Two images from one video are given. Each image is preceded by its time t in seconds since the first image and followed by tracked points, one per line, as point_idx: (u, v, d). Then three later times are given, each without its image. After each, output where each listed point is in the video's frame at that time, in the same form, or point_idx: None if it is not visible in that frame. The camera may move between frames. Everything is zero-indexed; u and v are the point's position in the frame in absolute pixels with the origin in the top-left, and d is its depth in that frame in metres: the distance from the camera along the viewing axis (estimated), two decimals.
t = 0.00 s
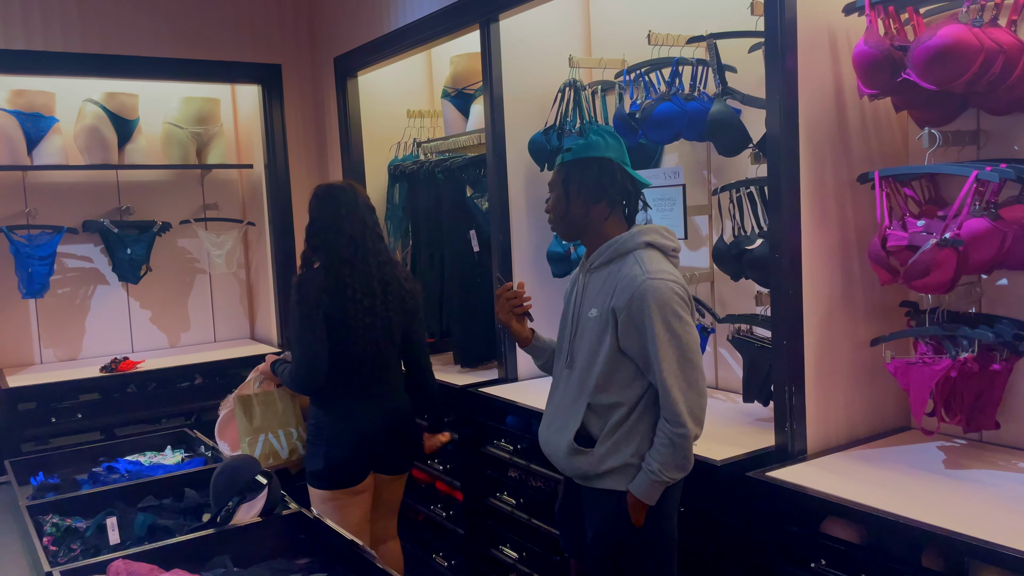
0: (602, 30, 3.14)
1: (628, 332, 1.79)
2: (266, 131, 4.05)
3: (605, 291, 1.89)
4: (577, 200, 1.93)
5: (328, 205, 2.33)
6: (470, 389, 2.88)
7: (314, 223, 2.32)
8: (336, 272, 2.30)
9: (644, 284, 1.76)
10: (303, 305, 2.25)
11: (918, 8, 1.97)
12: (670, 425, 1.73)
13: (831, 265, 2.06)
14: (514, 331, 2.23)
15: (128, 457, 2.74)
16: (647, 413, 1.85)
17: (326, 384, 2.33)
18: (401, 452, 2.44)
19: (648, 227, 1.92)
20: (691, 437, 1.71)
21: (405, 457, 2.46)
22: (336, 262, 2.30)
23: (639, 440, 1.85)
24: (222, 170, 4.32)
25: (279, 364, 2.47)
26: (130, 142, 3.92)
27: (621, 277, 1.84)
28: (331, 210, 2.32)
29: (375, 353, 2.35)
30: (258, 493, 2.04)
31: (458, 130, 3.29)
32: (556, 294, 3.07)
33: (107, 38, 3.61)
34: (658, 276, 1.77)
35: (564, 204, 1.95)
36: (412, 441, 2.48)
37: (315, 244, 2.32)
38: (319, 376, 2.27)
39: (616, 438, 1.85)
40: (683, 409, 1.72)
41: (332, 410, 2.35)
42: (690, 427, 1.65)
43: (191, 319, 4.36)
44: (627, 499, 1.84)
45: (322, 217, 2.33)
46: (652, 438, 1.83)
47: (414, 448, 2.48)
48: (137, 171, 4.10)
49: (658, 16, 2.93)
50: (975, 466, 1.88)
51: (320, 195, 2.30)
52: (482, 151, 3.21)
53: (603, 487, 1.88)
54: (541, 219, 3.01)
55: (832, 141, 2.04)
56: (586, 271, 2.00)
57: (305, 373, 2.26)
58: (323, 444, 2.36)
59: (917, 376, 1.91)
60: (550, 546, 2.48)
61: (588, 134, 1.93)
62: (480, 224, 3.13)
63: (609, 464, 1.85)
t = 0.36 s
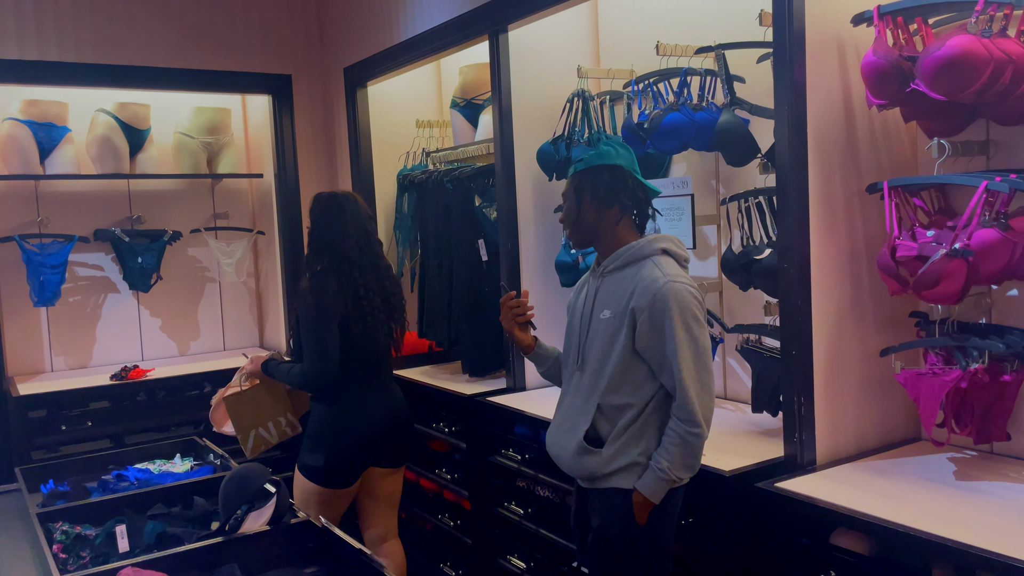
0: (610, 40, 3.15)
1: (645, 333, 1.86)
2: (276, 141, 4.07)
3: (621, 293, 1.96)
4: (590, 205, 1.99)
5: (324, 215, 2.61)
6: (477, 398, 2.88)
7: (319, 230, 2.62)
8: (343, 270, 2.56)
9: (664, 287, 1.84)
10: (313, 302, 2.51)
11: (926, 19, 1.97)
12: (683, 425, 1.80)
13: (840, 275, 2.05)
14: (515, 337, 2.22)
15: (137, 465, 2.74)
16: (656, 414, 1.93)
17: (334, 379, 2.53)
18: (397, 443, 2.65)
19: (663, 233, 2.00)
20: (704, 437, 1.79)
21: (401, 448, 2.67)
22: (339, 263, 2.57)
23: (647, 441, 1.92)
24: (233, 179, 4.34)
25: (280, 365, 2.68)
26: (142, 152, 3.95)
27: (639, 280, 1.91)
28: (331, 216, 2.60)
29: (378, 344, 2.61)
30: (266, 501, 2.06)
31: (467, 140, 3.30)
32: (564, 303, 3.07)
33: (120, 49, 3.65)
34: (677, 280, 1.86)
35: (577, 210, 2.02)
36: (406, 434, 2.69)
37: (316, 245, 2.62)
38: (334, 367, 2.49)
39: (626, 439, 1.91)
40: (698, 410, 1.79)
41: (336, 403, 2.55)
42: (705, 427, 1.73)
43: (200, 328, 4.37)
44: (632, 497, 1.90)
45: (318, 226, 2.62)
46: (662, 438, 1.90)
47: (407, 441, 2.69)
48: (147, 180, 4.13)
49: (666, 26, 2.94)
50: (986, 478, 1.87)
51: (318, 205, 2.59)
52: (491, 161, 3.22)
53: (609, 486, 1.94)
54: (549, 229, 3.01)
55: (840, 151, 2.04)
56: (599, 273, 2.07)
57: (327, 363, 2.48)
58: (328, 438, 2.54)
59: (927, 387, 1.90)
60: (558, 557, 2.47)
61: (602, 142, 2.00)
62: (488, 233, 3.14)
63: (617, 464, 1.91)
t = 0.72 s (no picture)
0: (626, 55, 3.16)
1: (664, 348, 1.86)
2: (293, 156, 4.11)
3: (641, 308, 1.97)
4: (628, 213, 2.00)
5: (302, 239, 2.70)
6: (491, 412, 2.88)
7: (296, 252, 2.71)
8: (329, 290, 2.67)
9: (683, 304, 1.84)
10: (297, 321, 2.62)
11: (943, 34, 1.96)
12: (700, 444, 1.80)
13: (857, 290, 2.04)
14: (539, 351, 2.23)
15: (154, 477, 2.76)
16: (675, 433, 1.92)
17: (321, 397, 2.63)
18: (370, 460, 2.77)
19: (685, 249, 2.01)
20: (720, 456, 1.78)
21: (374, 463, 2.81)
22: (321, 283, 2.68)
23: (666, 460, 1.92)
24: (251, 194, 4.37)
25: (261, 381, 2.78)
26: (161, 166, 4.00)
27: (659, 295, 1.92)
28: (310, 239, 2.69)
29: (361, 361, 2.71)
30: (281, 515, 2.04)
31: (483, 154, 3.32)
32: (579, 318, 3.07)
33: (141, 65, 3.71)
34: (697, 297, 1.86)
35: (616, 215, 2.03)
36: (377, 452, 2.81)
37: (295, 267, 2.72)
38: (323, 385, 2.58)
39: (645, 458, 1.92)
40: (715, 428, 1.79)
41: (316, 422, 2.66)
42: (721, 446, 1.72)
43: (218, 341, 4.40)
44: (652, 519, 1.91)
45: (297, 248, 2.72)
46: (680, 457, 1.90)
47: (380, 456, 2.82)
48: (166, 195, 4.18)
49: (682, 42, 2.94)
50: (1008, 496, 1.83)
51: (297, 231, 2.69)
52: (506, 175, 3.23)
53: (627, 506, 1.94)
54: (564, 243, 3.01)
55: (857, 166, 2.03)
56: (620, 288, 2.08)
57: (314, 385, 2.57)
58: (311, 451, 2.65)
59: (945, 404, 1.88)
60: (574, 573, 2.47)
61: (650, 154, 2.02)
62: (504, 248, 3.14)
63: (636, 483, 1.91)
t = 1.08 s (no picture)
0: (660, 71, 3.16)
1: (701, 365, 1.86)
2: (330, 173, 4.17)
3: (676, 325, 1.97)
4: (662, 232, 2.04)
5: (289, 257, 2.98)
6: (526, 428, 2.87)
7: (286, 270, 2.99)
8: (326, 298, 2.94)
9: (719, 321, 1.84)
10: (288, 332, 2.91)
11: (984, 46, 1.93)
12: (737, 464, 1.79)
13: (898, 306, 2.00)
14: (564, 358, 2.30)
15: (193, 491, 2.80)
16: (711, 450, 1.92)
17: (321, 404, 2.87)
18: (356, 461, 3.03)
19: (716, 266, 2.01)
20: (758, 476, 1.77)
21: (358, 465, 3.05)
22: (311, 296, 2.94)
23: (703, 478, 1.91)
24: (289, 212, 4.43)
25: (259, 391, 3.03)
26: (201, 185, 4.09)
27: (695, 312, 1.92)
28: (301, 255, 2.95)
29: (350, 368, 2.97)
30: (317, 530, 2.06)
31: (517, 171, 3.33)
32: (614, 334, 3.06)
33: (183, 87, 3.81)
34: (733, 313, 1.86)
35: (652, 232, 2.07)
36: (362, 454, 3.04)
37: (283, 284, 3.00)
38: (327, 395, 2.86)
39: (682, 475, 1.91)
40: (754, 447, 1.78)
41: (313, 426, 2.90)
42: (760, 467, 1.71)
43: (256, 356, 4.46)
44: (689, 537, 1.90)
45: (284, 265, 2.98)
46: (718, 476, 1.89)
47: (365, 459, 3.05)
48: (206, 213, 4.27)
49: (717, 57, 2.94)
50: None
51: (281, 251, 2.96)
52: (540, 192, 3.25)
53: (664, 525, 1.93)
54: (598, 259, 3.01)
55: (897, 180, 2.00)
56: (655, 303, 2.08)
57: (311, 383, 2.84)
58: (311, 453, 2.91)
59: (991, 423, 1.83)
60: None
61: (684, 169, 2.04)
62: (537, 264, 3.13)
63: (673, 501, 1.90)
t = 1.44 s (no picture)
0: (713, 87, 3.14)
1: (755, 386, 1.95)
2: (385, 193, 4.25)
3: (730, 345, 2.06)
4: (713, 257, 2.15)
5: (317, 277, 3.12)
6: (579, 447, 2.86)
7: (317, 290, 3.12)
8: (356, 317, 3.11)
9: (774, 345, 1.93)
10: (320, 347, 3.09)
11: None
12: (791, 486, 1.86)
13: (963, 324, 1.94)
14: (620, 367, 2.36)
15: (253, 506, 2.85)
16: (765, 470, 2.01)
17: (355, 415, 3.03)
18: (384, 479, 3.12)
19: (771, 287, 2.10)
20: (812, 499, 1.85)
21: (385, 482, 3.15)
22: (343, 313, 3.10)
23: (756, 496, 2.00)
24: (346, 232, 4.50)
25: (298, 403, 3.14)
26: (262, 207, 4.20)
27: (749, 334, 2.01)
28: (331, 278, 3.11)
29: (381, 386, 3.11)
30: (373, 546, 2.09)
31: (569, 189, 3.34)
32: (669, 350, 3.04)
33: (243, 110, 3.93)
34: (788, 336, 1.94)
35: (699, 256, 2.17)
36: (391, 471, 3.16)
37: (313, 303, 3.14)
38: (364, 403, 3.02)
39: (735, 494, 2.01)
40: (807, 470, 1.85)
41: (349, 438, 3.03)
42: (814, 491, 1.78)
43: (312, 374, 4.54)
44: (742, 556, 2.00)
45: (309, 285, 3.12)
46: (770, 496, 1.98)
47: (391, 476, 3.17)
48: (266, 234, 4.37)
49: (772, 72, 2.91)
50: None
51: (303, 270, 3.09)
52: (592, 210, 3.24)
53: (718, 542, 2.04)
54: (651, 277, 2.99)
55: (960, 195, 1.95)
56: (710, 323, 2.18)
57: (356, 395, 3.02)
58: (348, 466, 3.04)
59: None
60: None
61: (730, 195, 2.10)
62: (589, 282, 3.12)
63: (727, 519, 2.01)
